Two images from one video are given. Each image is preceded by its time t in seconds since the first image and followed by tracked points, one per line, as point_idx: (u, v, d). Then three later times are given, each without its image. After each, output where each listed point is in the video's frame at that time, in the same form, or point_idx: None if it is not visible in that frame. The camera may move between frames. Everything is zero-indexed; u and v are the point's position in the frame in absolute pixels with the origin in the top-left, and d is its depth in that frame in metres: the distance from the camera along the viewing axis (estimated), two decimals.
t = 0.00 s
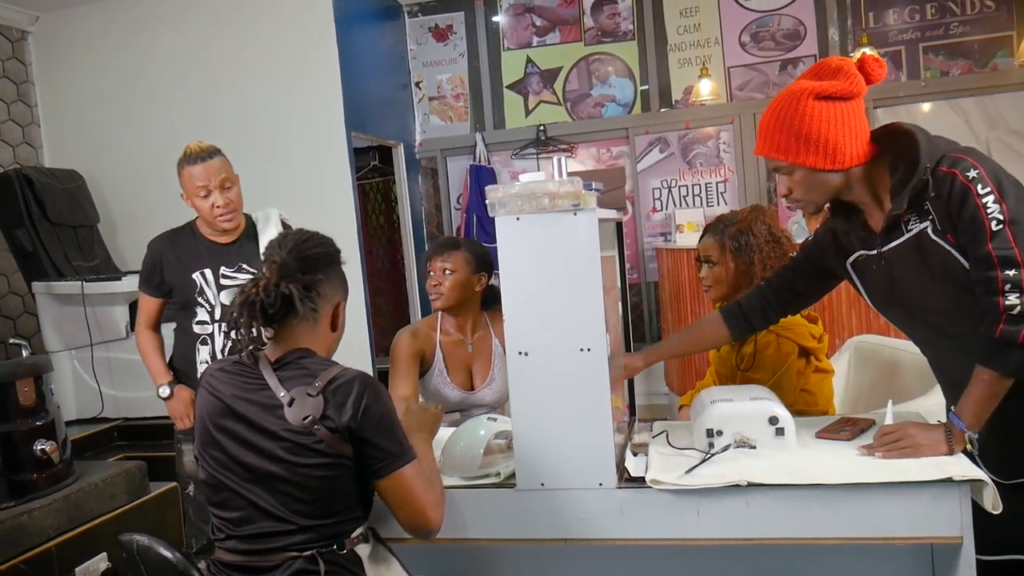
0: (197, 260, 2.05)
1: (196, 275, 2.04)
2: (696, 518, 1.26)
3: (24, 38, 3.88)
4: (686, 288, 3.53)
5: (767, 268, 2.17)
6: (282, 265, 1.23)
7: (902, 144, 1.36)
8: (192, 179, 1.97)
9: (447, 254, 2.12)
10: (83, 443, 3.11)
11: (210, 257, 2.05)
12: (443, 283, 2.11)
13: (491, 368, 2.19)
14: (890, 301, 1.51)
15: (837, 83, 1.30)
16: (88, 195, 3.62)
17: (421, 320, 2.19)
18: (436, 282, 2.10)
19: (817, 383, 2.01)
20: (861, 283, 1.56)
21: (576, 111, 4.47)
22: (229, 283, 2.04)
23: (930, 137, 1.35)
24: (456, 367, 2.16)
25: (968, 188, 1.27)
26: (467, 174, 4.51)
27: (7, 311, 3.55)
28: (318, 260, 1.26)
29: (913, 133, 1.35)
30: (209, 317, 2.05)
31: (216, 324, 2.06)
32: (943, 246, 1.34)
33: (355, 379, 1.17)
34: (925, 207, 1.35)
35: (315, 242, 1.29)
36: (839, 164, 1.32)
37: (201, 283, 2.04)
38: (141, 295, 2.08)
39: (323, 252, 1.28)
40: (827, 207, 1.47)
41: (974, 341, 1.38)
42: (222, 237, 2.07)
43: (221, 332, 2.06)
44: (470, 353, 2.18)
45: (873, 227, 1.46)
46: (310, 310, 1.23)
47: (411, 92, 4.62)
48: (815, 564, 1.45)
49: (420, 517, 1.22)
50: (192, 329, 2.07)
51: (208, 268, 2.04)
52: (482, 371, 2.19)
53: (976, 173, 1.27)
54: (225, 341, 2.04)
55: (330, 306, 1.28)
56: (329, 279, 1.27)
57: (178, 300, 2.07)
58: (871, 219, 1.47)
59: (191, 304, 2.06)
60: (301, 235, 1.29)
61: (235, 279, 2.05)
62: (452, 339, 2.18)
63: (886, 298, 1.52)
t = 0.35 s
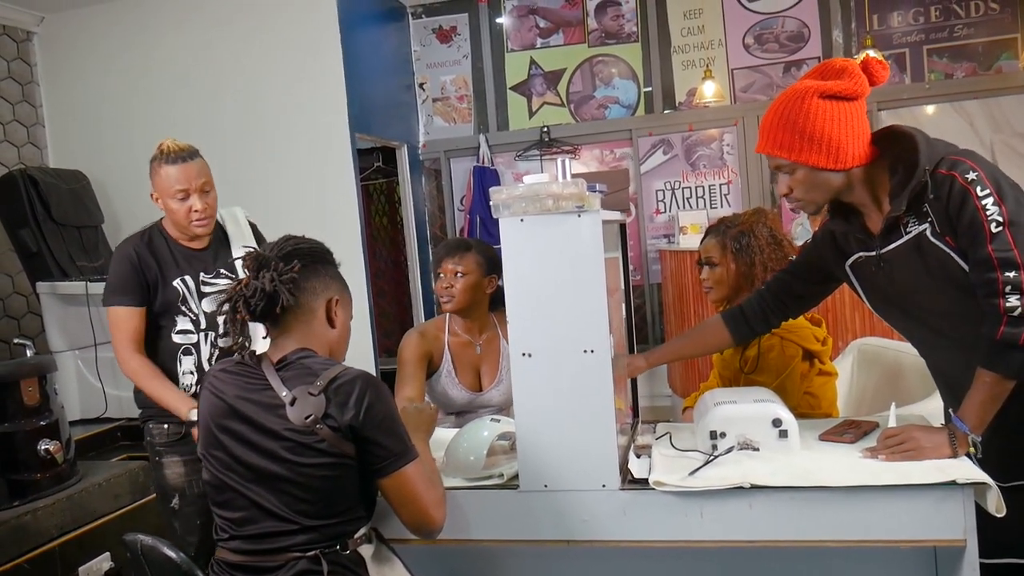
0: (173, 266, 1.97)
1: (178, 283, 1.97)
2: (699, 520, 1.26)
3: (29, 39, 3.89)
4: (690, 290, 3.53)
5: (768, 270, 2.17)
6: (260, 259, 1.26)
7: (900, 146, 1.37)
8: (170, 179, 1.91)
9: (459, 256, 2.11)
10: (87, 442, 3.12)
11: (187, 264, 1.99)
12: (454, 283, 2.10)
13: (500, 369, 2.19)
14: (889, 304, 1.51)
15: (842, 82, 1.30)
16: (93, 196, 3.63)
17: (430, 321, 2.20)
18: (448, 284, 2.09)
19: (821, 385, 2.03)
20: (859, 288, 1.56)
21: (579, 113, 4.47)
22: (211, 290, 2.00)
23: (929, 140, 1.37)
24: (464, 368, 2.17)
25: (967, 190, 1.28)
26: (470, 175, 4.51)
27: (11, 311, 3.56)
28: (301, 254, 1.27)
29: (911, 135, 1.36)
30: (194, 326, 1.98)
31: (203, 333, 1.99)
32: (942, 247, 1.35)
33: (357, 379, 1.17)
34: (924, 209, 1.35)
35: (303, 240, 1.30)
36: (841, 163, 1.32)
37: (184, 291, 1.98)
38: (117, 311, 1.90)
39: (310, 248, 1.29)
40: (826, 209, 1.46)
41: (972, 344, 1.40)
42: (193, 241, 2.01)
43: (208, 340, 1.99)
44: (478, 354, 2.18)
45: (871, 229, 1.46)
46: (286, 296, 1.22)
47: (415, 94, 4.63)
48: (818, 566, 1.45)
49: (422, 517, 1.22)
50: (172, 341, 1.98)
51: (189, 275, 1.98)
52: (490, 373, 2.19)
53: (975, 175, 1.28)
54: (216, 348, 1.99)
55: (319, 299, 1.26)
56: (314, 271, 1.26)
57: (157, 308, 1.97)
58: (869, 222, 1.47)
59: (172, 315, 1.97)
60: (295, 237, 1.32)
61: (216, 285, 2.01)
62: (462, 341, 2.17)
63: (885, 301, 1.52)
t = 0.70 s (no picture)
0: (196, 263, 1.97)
1: (201, 279, 1.98)
2: (703, 522, 1.26)
3: (35, 40, 3.90)
4: (693, 292, 3.53)
5: (767, 273, 2.17)
6: (269, 258, 1.26)
7: (920, 142, 1.37)
8: (199, 174, 1.89)
9: (464, 257, 2.12)
10: (91, 442, 3.13)
11: (206, 263, 2.00)
12: (456, 282, 2.11)
13: (504, 371, 2.20)
14: (900, 300, 1.51)
15: (867, 70, 1.31)
16: (98, 196, 3.63)
17: (433, 322, 2.20)
18: (452, 284, 2.10)
19: (824, 387, 2.04)
20: (872, 278, 1.57)
21: (583, 114, 4.47)
22: (228, 289, 2.04)
23: (950, 137, 1.36)
24: (468, 370, 2.17)
25: (982, 191, 1.27)
26: (474, 177, 4.52)
27: (16, 312, 3.57)
28: (311, 255, 1.27)
29: (931, 131, 1.36)
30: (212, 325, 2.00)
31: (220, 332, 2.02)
32: (951, 246, 1.35)
33: (362, 379, 1.17)
34: (938, 207, 1.35)
35: (313, 242, 1.30)
36: (863, 152, 1.32)
37: (206, 288, 1.99)
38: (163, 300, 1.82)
39: (319, 250, 1.29)
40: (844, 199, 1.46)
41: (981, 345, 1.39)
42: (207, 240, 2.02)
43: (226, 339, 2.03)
44: (481, 356, 2.19)
45: (885, 223, 1.47)
46: (295, 296, 1.22)
47: (419, 95, 4.63)
48: (822, 568, 1.45)
49: (427, 518, 1.22)
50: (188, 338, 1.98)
51: (210, 273, 2.00)
52: (493, 373, 2.20)
53: (991, 177, 1.27)
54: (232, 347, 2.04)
55: (327, 301, 1.26)
56: (322, 273, 1.27)
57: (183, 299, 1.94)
58: (884, 214, 1.47)
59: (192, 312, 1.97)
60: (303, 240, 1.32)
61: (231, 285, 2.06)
62: (466, 343, 2.18)
63: (896, 296, 1.52)
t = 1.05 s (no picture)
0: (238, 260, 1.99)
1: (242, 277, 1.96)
2: (703, 522, 1.26)
3: (38, 38, 3.91)
4: (695, 293, 3.53)
5: (769, 276, 2.17)
6: (273, 258, 1.26)
7: (955, 130, 1.37)
8: (254, 175, 1.90)
9: (466, 256, 2.13)
10: (93, 441, 3.13)
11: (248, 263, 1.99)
12: (457, 280, 2.12)
13: (506, 371, 2.20)
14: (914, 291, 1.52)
15: (902, 50, 1.28)
16: (100, 195, 3.64)
17: (437, 320, 2.20)
18: (454, 283, 2.11)
19: (825, 388, 2.04)
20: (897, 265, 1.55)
21: (586, 115, 4.48)
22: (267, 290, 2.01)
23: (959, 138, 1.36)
24: (471, 369, 2.17)
25: (1011, 191, 1.25)
26: (476, 177, 4.52)
27: (18, 309, 3.58)
28: (315, 255, 1.28)
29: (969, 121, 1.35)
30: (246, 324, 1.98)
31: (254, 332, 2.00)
32: (973, 243, 1.35)
33: (364, 378, 1.18)
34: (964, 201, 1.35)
35: (317, 241, 1.31)
36: (898, 134, 1.31)
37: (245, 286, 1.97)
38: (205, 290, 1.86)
39: (323, 249, 1.29)
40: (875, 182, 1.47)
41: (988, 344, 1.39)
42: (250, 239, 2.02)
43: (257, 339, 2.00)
44: (484, 356, 2.18)
45: (912, 208, 1.48)
46: (300, 295, 1.23)
47: (421, 95, 4.64)
48: (823, 568, 1.45)
49: (428, 517, 1.22)
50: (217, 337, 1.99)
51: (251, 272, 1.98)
52: (496, 374, 2.19)
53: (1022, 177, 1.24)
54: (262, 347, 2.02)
55: (330, 300, 1.27)
56: (326, 272, 1.27)
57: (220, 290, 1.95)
58: (912, 200, 1.48)
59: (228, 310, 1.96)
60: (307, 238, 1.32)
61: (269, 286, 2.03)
62: (468, 342, 2.17)
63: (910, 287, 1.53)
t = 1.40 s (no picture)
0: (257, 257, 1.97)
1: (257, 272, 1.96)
2: (706, 523, 1.26)
3: (43, 39, 3.92)
4: (697, 295, 3.54)
5: (772, 277, 2.17)
6: (279, 259, 1.26)
7: (987, 120, 1.36)
8: (280, 175, 1.92)
9: (471, 258, 2.14)
10: (97, 441, 3.13)
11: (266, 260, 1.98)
12: (462, 282, 2.12)
13: (511, 373, 2.18)
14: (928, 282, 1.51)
15: (936, 34, 1.30)
16: (104, 196, 3.65)
17: (440, 321, 2.21)
18: (459, 284, 2.11)
19: (827, 390, 2.03)
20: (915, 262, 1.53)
21: (589, 116, 4.48)
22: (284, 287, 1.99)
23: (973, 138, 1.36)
24: (475, 370, 2.18)
25: None
26: (479, 178, 4.53)
27: (22, 310, 3.58)
28: (320, 256, 1.27)
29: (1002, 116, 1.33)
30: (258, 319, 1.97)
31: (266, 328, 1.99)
32: (989, 237, 1.34)
33: (370, 383, 1.18)
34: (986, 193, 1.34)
35: (321, 241, 1.31)
36: (926, 119, 1.31)
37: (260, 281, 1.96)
38: (220, 284, 1.85)
39: (328, 249, 1.29)
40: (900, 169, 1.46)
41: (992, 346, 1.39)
42: (273, 238, 2.02)
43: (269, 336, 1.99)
44: (487, 357, 2.18)
45: (932, 199, 1.47)
46: (306, 298, 1.23)
47: (425, 97, 4.64)
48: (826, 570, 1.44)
49: (431, 521, 1.22)
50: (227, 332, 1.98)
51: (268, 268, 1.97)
52: (500, 376, 2.18)
53: None
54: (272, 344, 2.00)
55: (335, 302, 1.27)
56: (332, 274, 1.27)
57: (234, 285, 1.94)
58: (933, 190, 1.47)
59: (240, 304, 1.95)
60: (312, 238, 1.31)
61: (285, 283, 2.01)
62: (471, 342, 2.18)
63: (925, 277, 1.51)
